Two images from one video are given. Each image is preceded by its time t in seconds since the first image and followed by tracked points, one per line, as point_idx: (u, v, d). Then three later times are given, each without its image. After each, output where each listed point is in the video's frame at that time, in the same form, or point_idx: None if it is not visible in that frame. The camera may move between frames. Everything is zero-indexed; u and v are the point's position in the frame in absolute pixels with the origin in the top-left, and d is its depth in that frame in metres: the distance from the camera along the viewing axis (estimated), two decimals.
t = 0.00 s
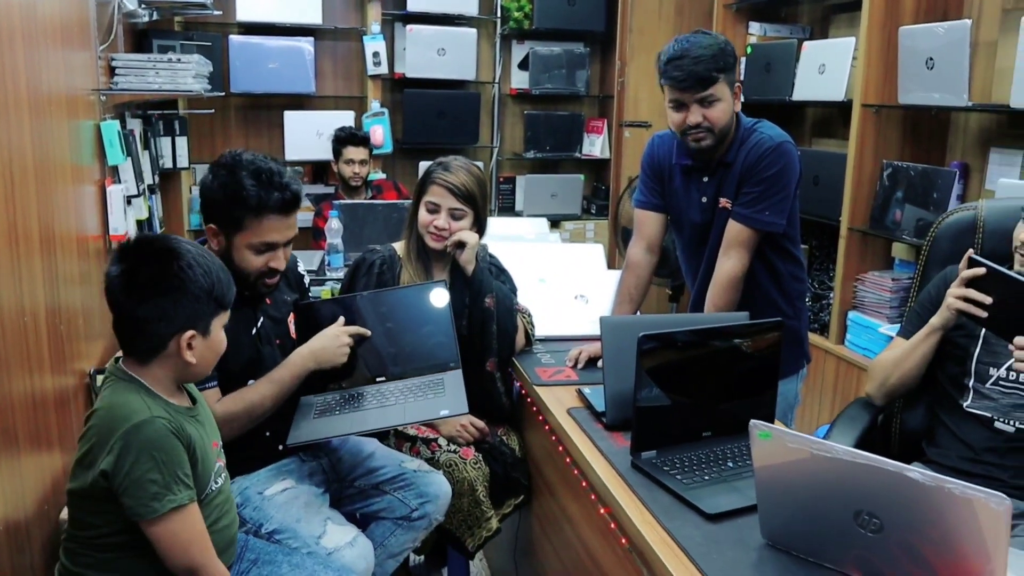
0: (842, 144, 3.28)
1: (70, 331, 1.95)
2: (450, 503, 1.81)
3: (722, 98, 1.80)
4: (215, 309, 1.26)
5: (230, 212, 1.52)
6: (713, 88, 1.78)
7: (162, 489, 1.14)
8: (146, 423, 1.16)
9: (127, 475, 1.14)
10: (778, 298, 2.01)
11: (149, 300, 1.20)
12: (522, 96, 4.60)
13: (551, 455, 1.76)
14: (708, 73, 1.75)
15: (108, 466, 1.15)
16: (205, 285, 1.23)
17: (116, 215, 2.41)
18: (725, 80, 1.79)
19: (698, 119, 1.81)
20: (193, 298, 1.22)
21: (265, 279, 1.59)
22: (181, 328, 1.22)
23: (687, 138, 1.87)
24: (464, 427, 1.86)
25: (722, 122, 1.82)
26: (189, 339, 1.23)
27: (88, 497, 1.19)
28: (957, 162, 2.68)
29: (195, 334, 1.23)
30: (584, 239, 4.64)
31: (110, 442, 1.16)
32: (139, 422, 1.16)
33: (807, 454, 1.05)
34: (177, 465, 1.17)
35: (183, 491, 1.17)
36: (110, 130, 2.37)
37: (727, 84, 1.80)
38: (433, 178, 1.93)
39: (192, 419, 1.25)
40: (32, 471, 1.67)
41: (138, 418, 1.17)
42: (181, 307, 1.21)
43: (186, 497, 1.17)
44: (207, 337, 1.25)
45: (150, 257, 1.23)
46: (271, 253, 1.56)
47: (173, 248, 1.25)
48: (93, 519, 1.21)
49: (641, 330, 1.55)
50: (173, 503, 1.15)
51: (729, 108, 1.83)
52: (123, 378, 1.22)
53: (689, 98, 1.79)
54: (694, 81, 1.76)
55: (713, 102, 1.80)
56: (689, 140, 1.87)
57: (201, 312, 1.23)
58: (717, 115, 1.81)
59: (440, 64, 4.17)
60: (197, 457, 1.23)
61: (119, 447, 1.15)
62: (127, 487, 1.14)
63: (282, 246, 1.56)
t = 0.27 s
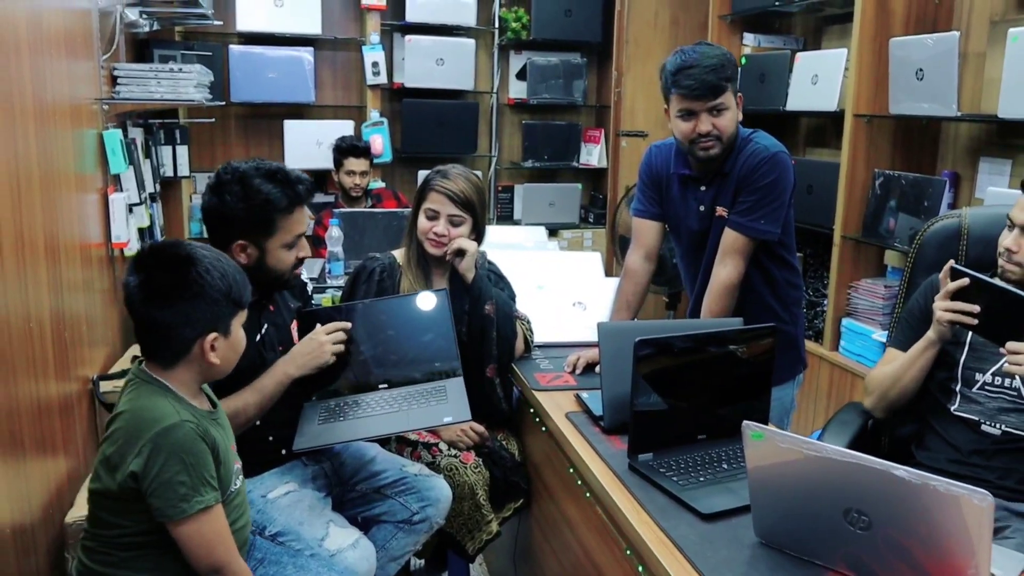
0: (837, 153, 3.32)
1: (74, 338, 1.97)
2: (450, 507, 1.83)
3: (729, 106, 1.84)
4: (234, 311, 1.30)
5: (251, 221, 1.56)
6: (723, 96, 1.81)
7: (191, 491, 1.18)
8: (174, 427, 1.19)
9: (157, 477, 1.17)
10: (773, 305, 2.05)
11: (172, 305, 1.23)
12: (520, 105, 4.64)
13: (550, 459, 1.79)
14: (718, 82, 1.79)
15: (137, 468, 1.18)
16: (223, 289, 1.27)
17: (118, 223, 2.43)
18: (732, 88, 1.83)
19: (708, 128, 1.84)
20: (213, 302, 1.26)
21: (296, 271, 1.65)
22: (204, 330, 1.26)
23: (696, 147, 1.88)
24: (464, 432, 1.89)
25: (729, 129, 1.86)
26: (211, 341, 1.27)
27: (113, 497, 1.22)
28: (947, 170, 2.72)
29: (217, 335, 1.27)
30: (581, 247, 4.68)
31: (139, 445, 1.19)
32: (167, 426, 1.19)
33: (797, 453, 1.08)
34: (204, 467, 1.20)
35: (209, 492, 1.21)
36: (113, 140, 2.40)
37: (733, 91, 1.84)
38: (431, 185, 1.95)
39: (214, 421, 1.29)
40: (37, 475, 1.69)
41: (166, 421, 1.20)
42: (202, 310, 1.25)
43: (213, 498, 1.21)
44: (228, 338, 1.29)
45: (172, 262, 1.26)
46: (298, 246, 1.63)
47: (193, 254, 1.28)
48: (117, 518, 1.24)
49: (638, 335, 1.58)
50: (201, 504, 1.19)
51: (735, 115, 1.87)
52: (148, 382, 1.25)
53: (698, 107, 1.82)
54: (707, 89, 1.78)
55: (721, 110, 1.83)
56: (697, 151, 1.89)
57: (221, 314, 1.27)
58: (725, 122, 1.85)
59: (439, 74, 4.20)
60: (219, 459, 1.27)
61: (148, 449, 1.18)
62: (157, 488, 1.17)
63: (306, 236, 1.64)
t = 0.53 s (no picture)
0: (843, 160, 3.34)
1: (92, 342, 2.03)
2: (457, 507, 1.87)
3: (745, 117, 1.89)
4: (252, 312, 1.35)
5: (264, 223, 1.61)
6: (739, 107, 1.85)
7: (216, 490, 1.23)
8: (197, 429, 1.24)
9: (183, 477, 1.22)
10: (779, 310, 2.07)
11: (194, 305, 1.28)
12: (530, 115, 4.69)
13: (556, 461, 1.82)
14: (735, 93, 1.83)
15: (162, 469, 1.22)
16: (242, 291, 1.32)
17: (137, 231, 2.50)
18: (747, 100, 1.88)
19: (724, 138, 1.88)
20: (233, 302, 1.31)
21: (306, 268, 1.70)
22: (224, 330, 1.30)
23: (711, 157, 1.91)
24: (471, 434, 1.93)
25: (744, 140, 1.91)
26: (230, 341, 1.32)
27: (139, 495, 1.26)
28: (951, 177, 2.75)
29: (236, 336, 1.32)
30: (591, 254, 4.72)
31: (163, 447, 1.23)
32: (191, 429, 1.23)
33: (788, 450, 1.12)
34: (227, 466, 1.25)
35: (233, 490, 1.25)
36: (132, 150, 2.46)
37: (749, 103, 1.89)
38: (433, 189, 2.00)
39: (232, 420, 1.33)
40: (57, 475, 1.74)
41: (188, 424, 1.24)
42: (224, 311, 1.30)
43: (237, 495, 1.25)
44: (245, 339, 1.34)
45: (194, 266, 1.31)
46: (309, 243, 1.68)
47: (214, 257, 1.33)
48: (143, 515, 1.28)
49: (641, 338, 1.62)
50: (226, 502, 1.23)
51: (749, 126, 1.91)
52: (169, 384, 1.29)
53: (715, 117, 1.86)
54: (725, 99, 1.83)
55: (738, 121, 1.87)
56: (712, 162, 1.92)
57: (240, 315, 1.32)
58: (740, 133, 1.89)
59: (451, 84, 4.26)
60: (239, 456, 1.31)
61: (173, 451, 1.22)
62: (182, 488, 1.22)
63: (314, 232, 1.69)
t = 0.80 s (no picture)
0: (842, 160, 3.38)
1: (104, 339, 2.09)
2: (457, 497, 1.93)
3: (743, 116, 1.93)
4: (250, 307, 1.40)
5: (267, 220, 1.66)
6: (738, 106, 1.90)
7: (215, 480, 1.28)
8: (197, 422, 1.29)
9: (183, 468, 1.27)
10: (774, 305, 2.11)
11: (194, 301, 1.34)
12: (534, 116, 4.74)
13: (553, 454, 1.87)
14: (734, 92, 1.88)
15: (164, 460, 1.28)
16: (240, 287, 1.37)
17: (147, 231, 2.56)
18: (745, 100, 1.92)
19: (724, 135, 1.92)
20: (231, 298, 1.36)
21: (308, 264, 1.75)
22: (222, 325, 1.36)
23: (711, 154, 1.95)
24: (471, 427, 1.98)
25: (742, 138, 1.95)
26: (229, 335, 1.37)
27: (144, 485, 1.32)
28: (947, 176, 2.78)
29: (234, 330, 1.37)
30: (594, 254, 4.77)
31: (165, 439, 1.28)
32: (191, 422, 1.29)
33: (768, 436, 1.16)
34: (226, 458, 1.30)
35: (232, 480, 1.30)
36: (142, 152, 2.52)
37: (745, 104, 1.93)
38: (431, 187, 2.05)
39: (233, 413, 1.38)
40: (69, 467, 1.80)
41: (189, 417, 1.29)
42: (221, 307, 1.35)
43: (236, 485, 1.30)
44: (244, 333, 1.39)
45: (194, 263, 1.36)
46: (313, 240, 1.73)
47: (213, 254, 1.38)
48: (147, 504, 1.34)
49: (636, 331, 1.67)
50: (225, 492, 1.28)
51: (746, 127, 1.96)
52: (171, 378, 1.34)
53: (716, 114, 1.89)
54: (725, 98, 1.88)
55: (737, 119, 1.92)
56: (711, 159, 1.96)
57: (238, 310, 1.37)
58: (739, 131, 1.93)
59: (455, 87, 4.31)
60: (239, 447, 1.37)
61: (174, 443, 1.28)
62: (183, 478, 1.27)
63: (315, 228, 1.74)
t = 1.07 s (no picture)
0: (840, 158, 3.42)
1: (113, 328, 2.15)
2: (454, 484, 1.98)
3: (727, 115, 1.96)
4: (246, 296, 1.45)
5: (256, 198, 1.75)
6: (721, 105, 1.93)
7: (206, 463, 1.33)
8: (189, 407, 1.34)
9: (176, 451, 1.33)
10: (767, 299, 2.16)
11: (190, 290, 1.39)
12: (538, 113, 4.78)
13: (549, 443, 1.92)
14: (717, 91, 1.92)
15: (157, 444, 1.33)
16: (236, 277, 1.42)
17: (155, 224, 2.62)
18: (730, 99, 1.95)
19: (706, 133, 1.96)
20: (225, 287, 1.41)
21: (299, 252, 1.78)
22: (218, 313, 1.41)
23: (694, 151, 2.00)
24: (468, 416, 2.03)
25: (725, 137, 1.98)
26: (225, 323, 1.42)
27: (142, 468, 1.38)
28: (942, 176, 2.73)
29: (230, 318, 1.43)
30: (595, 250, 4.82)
31: (159, 423, 1.34)
32: (183, 407, 1.34)
33: (748, 421, 1.21)
34: (218, 441, 1.35)
35: (224, 463, 1.35)
36: (151, 146, 2.58)
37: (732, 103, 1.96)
38: (432, 181, 2.11)
39: (228, 398, 1.43)
40: (79, 451, 1.86)
41: (181, 402, 1.35)
42: (218, 296, 1.40)
43: (228, 468, 1.35)
44: (240, 321, 1.44)
45: (192, 254, 1.42)
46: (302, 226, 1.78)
47: (209, 246, 1.44)
48: (144, 487, 1.39)
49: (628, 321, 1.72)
50: (216, 475, 1.33)
51: (732, 125, 1.98)
52: (167, 364, 1.40)
53: (698, 112, 1.94)
54: (707, 97, 1.92)
55: (719, 118, 1.95)
56: (694, 154, 2.01)
57: (234, 300, 1.42)
58: (722, 130, 1.96)
59: (459, 84, 4.36)
60: (233, 431, 1.41)
61: (167, 427, 1.33)
62: (175, 461, 1.33)
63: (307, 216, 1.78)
